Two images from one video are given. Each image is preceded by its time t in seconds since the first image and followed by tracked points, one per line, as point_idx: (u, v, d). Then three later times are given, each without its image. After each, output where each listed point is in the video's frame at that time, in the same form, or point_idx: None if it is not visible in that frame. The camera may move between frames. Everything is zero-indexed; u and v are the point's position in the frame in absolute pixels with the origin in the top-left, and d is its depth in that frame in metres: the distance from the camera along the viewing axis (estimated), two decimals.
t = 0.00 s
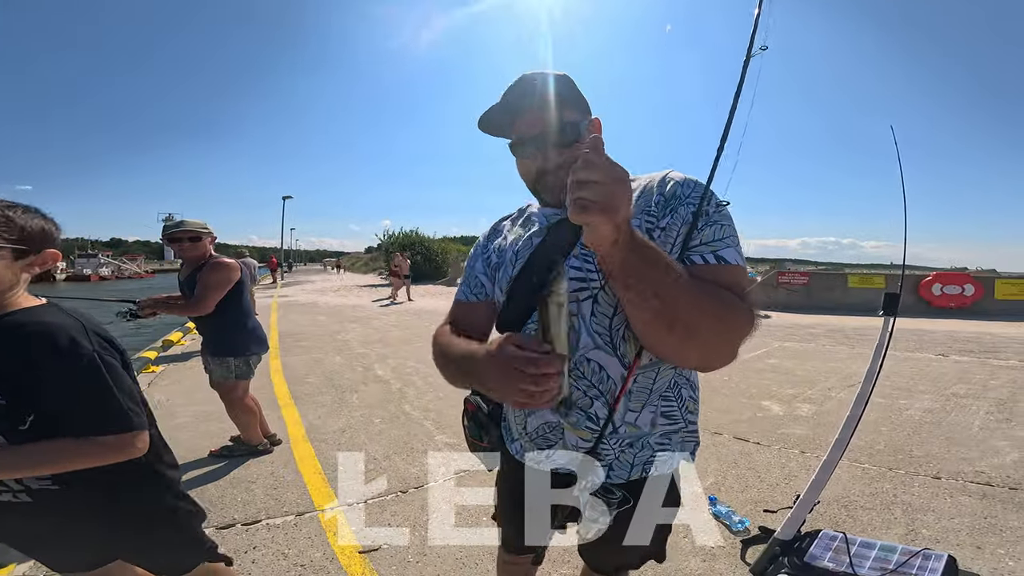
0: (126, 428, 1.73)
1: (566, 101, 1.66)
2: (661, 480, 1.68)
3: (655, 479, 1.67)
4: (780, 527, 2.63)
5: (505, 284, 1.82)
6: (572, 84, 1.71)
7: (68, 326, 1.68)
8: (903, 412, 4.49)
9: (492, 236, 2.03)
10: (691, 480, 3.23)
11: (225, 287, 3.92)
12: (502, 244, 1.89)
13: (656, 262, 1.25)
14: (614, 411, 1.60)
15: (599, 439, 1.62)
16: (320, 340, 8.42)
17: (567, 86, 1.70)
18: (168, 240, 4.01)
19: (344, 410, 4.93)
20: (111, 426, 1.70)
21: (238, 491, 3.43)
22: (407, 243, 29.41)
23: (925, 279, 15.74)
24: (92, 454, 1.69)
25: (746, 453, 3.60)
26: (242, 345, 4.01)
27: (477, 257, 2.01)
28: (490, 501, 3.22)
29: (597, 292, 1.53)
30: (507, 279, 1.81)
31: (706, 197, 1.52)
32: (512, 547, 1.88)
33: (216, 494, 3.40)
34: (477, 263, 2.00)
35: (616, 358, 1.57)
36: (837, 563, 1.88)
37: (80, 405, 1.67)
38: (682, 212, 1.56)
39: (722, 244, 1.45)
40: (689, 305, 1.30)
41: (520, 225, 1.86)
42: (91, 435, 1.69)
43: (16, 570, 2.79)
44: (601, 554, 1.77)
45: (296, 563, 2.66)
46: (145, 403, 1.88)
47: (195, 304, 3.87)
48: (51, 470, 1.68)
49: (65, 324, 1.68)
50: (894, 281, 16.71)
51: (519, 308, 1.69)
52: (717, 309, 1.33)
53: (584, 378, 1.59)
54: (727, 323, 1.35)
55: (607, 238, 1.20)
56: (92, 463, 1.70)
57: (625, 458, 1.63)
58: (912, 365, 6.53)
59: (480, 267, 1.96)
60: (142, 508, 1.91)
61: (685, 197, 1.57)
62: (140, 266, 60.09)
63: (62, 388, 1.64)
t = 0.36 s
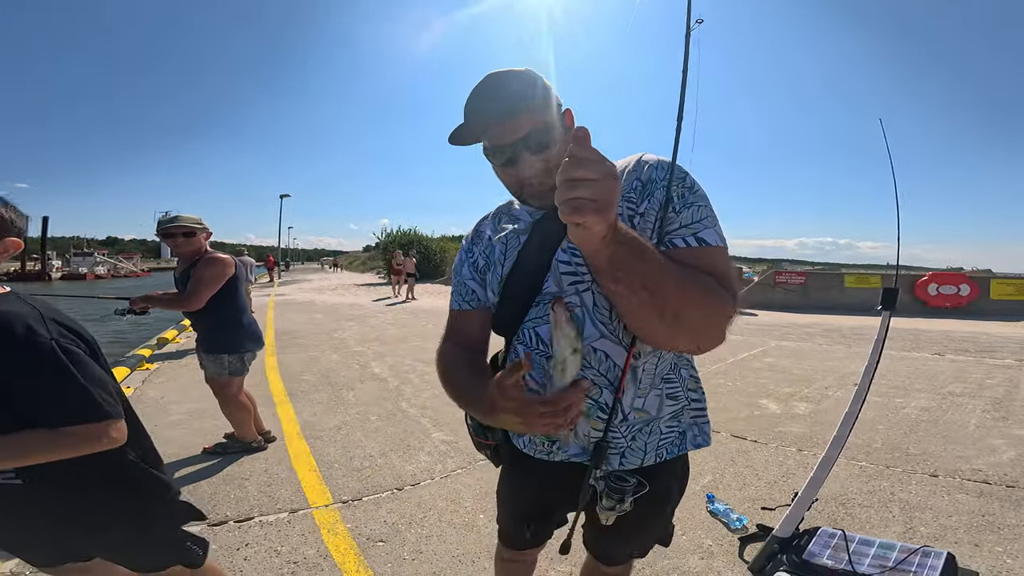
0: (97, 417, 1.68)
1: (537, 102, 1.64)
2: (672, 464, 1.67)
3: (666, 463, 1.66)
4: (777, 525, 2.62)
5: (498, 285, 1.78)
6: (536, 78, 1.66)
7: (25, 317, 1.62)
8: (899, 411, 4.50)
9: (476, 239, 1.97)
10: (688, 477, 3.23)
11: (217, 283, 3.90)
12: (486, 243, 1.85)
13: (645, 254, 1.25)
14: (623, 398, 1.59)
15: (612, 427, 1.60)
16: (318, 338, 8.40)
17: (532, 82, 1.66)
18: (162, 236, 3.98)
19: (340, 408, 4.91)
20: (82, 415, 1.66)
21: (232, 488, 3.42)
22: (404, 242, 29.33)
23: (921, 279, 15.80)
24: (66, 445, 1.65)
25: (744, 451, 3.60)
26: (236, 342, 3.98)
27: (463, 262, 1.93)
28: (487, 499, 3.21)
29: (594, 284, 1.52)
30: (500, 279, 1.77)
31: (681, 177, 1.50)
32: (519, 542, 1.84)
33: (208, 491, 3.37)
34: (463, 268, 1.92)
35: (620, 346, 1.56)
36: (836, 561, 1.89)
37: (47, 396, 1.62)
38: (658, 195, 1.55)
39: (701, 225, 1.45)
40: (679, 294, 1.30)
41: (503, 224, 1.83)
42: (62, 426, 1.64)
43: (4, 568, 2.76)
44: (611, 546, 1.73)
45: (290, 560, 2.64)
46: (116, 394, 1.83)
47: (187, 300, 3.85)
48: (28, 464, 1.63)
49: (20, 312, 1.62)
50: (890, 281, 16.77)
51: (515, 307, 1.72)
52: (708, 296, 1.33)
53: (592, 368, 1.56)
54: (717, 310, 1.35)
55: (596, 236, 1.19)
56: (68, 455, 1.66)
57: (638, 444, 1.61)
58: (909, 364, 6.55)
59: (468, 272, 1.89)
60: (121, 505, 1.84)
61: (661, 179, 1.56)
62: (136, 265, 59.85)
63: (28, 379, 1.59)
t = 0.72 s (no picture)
0: (88, 410, 1.68)
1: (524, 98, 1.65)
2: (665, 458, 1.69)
3: (659, 456, 1.67)
4: (775, 523, 2.63)
5: (489, 283, 1.79)
6: (523, 75, 1.68)
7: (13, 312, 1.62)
8: (897, 410, 4.51)
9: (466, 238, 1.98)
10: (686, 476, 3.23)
11: (215, 281, 3.90)
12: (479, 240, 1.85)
13: (629, 250, 1.26)
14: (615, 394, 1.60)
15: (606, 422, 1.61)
16: (316, 337, 8.40)
17: (518, 78, 1.67)
18: (160, 234, 3.98)
19: (339, 407, 4.91)
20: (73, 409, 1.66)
21: (230, 486, 3.41)
22: (403, 241, 29.32)
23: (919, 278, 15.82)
24: (59, 439, 1.65)
25: (742, 450, 3.61)
26: (234, 340, 3.98)
27: (455, 261, 1.94)
28: (485, 497, 3.21)
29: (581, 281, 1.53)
30: (491, 277, 1.78)
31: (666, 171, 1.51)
32: (518, 537, 1.86)
33: (206, 490, 3.37)
34: (456, 268, 1.93)
35: (611, 342, 1.55)
36: (834, 558, 1.89)
37: (37, 390, 1.62)
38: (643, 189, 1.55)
39: (685, 220, 1.45)
40: (663, 291, 1.30)
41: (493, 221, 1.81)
42: (52, 420, 1.64)
43: (1, 566, 2.76)
44: (607, 537, 1.74)
45: (288, 558, 2.64)
46: (106, 389, 1.83)
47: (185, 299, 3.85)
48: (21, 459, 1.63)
49: (8, 308, 1.62)
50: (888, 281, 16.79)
51: (506, 306, 1.69)
52: (691, 291, 1.34)
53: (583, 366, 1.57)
54: (701, 306, 1.36)
55: (583, 233, 1.19)
56: (63, 450, 1.67)
57: (632, 438, 1.63)
58: (907, 364, 6.56)
59: (461, 270, 1.90)
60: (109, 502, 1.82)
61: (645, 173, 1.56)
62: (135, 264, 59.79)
63: (16, 373, 1.59)
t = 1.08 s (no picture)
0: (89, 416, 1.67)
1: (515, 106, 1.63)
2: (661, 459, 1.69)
3: (656, 458, 1.67)
4: (779, 525, 2.62)
5: (486, 291, 1.79)
6: (516, 82, 1.66)
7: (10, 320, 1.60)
8: (897, 410, 4.51)
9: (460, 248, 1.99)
10: (689, 479, 3.23)
11: (213, 290, 3.89)
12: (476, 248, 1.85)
13: (626, 256, 1.26)
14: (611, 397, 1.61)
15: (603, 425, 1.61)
16: (314, 345, 8.38)
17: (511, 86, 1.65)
18: (158, 243, 3.98)
19: (339, 414, 4.89)
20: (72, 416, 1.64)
21: (231, 495, 3.39)
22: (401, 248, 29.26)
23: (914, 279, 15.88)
24: (60, 446, 1.63)
25: (744, 453, 3.61)
26: (233, 348, 3.96)
27: (451, 270, 1.93)
28: (488, 503, 3.20)
29: (578, 288, 1.54)
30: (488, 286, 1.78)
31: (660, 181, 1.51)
32: (519, 543, 1.84)
33: (206, 499, 3.35)
34: (452, 276, 1.92)
35: (607, 347, 1.57)
36: (839, 560, 1.88)
37: (38, 399, 1.61)
38: (637, 198, 1.55)
39: (678, 230, 1.45)
40: (661, 296, 1.31)
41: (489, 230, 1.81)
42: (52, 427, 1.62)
43: None
44: (609, 539, 1.73)
45: (291, 567, 2.62)
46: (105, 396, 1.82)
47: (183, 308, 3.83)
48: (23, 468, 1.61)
49: (9, 317, 1.61)
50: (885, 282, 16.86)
51: (503, 314, 1.69)
52: (687, 298, 1.35)
53: (580, 370, 1.58)
54: (697, 313, 1.37)
55: (587, 239, 1.19)
56: (65, 457, 1.65)
57: (628, 441, 1.62)
58: (906, 365, 6.58)
59: (457, 279, 1.90)
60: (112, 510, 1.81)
61: (639, 182, 1.57)
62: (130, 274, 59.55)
63: (14, 380, 1.57)
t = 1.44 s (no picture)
0: (87, 428, 1.66)
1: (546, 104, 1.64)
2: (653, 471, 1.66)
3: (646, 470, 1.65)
4: (785, 530, 2.60)
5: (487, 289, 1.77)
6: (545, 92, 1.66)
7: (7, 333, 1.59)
8: (901, 413, 4.50)
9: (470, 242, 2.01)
10: (694, 485, 3.21)
11: (213, 301, 3.87)
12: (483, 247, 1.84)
13: (642, 274, 1.26)
14: (602, 405, 1.60)
15: (593, 434, 1.60)
16: (313, 355, 8.35)
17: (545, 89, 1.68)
18: (157, 254, 3.96)
19: (339, 425, 4.85)
20: (70, 428, 1.62)
21: (232, 507, 3.36)
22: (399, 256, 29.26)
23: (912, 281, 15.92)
24: (57, 459, 1.62)
25: (748, 458, 3.59)
26: (233, 359, 3.94)
27: (455, 262, 1.97)
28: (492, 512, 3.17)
29: (582, 295, 1.54)
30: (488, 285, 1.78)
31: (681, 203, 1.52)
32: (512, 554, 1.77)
33: (207, 511, 3.31)
34: (454, 268, 1.96)
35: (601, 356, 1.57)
36: (849, 564, 1.87)
37: (35, 411, 1.59)
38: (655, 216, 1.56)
39: (695, 251, 1.47)
40: (671, 310, 1.31)
41: (500, 230, 1.82)
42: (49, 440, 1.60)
43: None
44: (603, 549, 1.69)
45: None
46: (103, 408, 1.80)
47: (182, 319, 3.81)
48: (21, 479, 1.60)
49: (5, 331, 1.59)
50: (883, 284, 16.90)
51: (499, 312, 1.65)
52: (696, 312, 1.36)
53: (573, 377, 1.59)
54: (705, 326, 1.38)
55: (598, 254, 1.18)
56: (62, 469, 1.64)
57: (616, 452, 1.61)
58: (906, 367, 6.57)
59: (458, 271, 1.93)
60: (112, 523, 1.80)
61: (658, 201, 1.57)
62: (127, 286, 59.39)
63: (11, 393, 1.55)
